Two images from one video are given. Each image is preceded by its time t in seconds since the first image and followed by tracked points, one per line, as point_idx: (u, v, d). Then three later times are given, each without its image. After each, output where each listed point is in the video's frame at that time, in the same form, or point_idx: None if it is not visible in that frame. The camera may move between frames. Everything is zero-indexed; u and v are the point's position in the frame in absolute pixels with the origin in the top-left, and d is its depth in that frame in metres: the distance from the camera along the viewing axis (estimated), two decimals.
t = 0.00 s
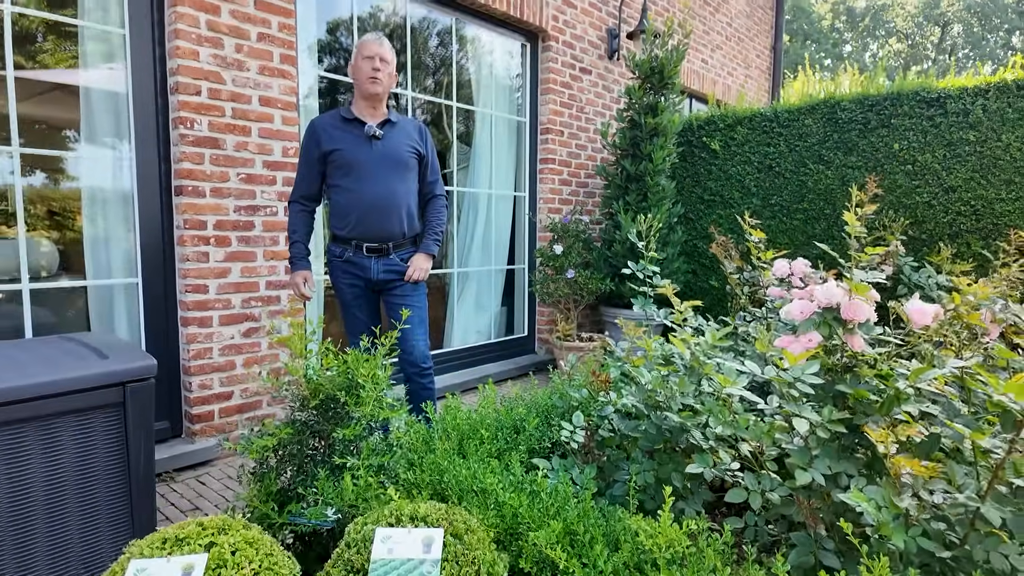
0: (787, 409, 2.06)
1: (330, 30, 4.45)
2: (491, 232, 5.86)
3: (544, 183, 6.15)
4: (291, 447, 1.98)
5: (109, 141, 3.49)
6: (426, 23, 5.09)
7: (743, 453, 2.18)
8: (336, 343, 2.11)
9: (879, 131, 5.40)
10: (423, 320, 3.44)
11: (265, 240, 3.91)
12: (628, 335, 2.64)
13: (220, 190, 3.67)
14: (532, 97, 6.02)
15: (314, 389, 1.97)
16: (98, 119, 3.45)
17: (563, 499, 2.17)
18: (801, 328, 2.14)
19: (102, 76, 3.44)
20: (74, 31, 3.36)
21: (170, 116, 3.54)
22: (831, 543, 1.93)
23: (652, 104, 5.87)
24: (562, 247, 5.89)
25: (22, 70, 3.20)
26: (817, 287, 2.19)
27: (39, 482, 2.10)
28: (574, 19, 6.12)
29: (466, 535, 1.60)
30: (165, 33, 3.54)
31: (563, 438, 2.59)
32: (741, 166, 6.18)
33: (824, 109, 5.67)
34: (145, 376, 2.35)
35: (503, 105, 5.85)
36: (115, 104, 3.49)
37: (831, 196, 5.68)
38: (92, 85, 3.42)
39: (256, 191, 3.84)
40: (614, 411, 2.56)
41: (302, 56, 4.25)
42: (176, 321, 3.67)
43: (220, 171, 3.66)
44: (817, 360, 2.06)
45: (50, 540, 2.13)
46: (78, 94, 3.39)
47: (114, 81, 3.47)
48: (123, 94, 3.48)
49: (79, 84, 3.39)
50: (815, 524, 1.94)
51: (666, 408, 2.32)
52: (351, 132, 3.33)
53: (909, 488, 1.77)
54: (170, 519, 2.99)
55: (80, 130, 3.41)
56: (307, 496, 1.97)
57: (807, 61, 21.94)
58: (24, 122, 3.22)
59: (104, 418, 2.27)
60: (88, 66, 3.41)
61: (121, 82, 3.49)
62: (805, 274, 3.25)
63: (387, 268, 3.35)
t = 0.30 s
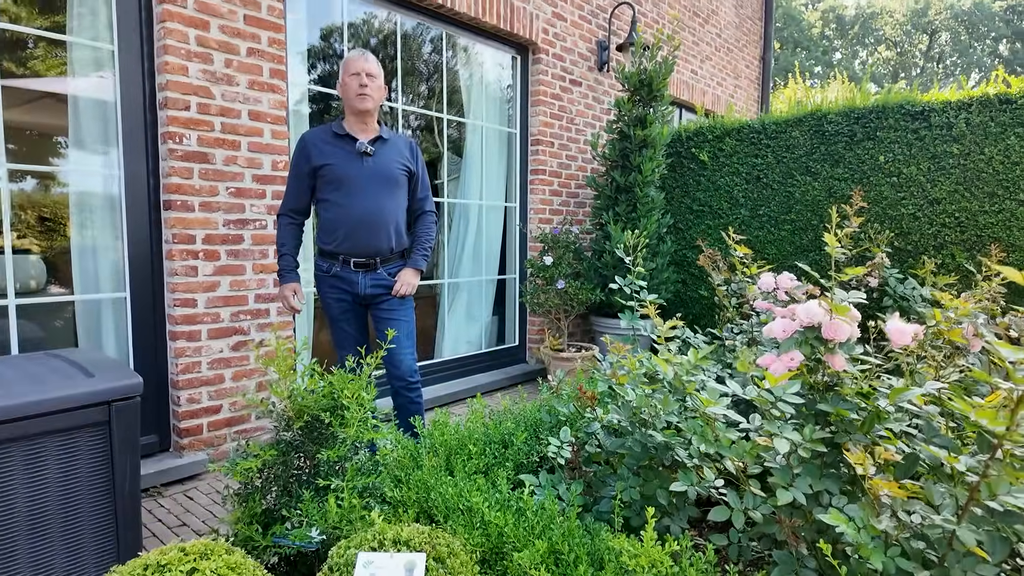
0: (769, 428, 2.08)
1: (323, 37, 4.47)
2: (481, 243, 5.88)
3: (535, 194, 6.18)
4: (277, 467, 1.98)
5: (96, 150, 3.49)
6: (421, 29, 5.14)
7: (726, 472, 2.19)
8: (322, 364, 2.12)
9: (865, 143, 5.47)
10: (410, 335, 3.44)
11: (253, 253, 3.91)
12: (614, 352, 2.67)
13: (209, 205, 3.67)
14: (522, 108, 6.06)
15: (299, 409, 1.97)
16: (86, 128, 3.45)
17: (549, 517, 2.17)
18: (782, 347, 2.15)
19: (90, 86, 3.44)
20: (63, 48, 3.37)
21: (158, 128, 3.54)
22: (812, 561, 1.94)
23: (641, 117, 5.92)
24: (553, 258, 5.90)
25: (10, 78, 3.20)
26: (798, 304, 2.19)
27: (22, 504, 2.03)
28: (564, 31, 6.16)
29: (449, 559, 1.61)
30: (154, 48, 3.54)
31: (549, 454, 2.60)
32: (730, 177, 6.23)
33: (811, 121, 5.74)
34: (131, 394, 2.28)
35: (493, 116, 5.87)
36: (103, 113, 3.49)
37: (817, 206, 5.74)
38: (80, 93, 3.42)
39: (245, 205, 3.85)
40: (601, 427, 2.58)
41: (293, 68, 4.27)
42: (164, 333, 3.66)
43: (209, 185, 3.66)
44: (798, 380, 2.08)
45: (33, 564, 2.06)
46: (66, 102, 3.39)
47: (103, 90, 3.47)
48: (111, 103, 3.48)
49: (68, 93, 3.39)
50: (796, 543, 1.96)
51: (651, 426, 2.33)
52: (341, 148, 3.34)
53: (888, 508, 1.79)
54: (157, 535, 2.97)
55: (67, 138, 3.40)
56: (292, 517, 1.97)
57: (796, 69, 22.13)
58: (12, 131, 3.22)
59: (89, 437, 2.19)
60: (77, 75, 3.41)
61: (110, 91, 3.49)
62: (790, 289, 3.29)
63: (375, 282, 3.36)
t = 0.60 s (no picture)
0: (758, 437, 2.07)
1: (321, 41, 4.47)
2: (475, 248, 5.86)
3: (528, 199, 6.17)
4: (261, 476, 1.95)
5: (86, 155, 3.46)
6: (417, 34, 5.14)
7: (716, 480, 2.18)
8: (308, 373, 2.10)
9: (858, 148, 5.48)
10: (400, 340, 3.42)
11: (244, 258, 3.88)
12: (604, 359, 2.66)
13: (199, 210, 3.65)
14: (516, 113, 6.05)
15: (284, 418, 1.95)
16: (74, 133, 3.42)
17: (538, 526, 2.15)
18: (772, 354, 2.13)
19: (79, 89, 3.42)
20: (52, 52, 3.35)
21: (148, 133, 3.52)
22: (802, 571, 1.93)
23: (634, 122, 5.93)
24: (546, 263, 5.84)
25: None
26: (788, 311, 2.17)
27: (3, 514, 1.99)
28: (558, 37, 6.17)
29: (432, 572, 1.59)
30: (143, 52, 3.52)
31: (539, 462, 2.58)
32: (724, 183, 6.24)
33: (804, 126, 5.74)
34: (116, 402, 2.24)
35: (487, 121, 5.87)
36: (91, 117, 3.46)
37: (809, 212, 5.75)
38: (68, 97, 3.39)
39: (235, 210, 3.82)
40: (591, 434, 2.56)
41: (286, 74, 4.27)
42: (154, 340, 3.63)
43: (199, 191, 3.64)
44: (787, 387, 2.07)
45: None
46: (54, 107, 3.36)
47: (91, 94, 3.45)
48: (100, 107, 3.45)
49: (56, 97, 3.36)
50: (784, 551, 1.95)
51: (640, 433, 2.32)
52: (333, 153, 3.32)
53: (879, 518, 1.77)
54: (143, 544, 2.93)
55: (56, 144, 3.38)
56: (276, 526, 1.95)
57: (791, 74, 22.21)
58: None
59: (73, 445, 2.15)
60: (65, 79, 3.39)
61: (98, 95, 3.46)
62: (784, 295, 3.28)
63: (365, 288, 3.34)
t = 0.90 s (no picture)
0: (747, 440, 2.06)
1: (313, 43, 4.46)
2: (469, 251, 5.84)
3: (523, 201, 6.16)
4: (245, 482, 1.93)
5: (74, 157, 3.44)
6: (414, 37, 5.16)
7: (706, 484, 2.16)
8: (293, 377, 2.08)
9: (852, 151, 5.47)
10: (391, 343, 3.40)
11: (234, 261, 3.86)
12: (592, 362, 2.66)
13: (188, 212, 3.63)
14: (510, 115, 6.05)
15: (268, 422, 1.93)
16: (62, 134, 3.40)
17: (526, 531, 2.13)
18: (762, 358, 2.12)
19: (67, 91, 3.40)
20: (39, 53, 3.32)
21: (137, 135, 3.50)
22: None
23: (628, 125, 5.93)
24: (540, 265, 5.83)
25: None
26: (777, 314, 2.15)
27: None
28: (552, 39, 6.17)
29: None
30: (133, 54, 3.50)
31: (529, 466, 2.56)
32: (718, 185, 6.23)
33: (798, 129, 5.74)
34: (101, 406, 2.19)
35: (482, 124, 5.86)
36: (80, 118, 3.44)
37: (803, 215, 5.76)
38: (56, 99, 3.37)
39: (225, 212, 3.80)
40: (581, 438, 2.54)
41: (277, 76, 4.25)
42: (143, 343, 3.60)
43: (189, 193, 3.62)
44: (777, 391, 2.05)
45: None
46: (42, 108, 3.34)
47: (80, 96, 3.42)
48: (88, 109, 3.43)
49: (44, 98, 3.34)
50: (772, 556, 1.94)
51: (630, 437, 2.30)
52: (324, 156, 3.31)
53: (867, 523, 1.76)
54: (129, 550, 2.90)
55: (44, 146, 3.35)
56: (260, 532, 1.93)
57: (787, 77, 22.27)
58: None
59: (56, 451, 2.10)
60: (53, 80, 3.37)
61: (87, 96, 3.44)
62: (777, 298, 3.27)
63: (356, 291, 3.32)
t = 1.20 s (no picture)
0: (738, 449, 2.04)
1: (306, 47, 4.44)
2: (463, 254, 5.83)
3: (517, 205, 6.14)
4: (230, 491, 1.91)
5: (63, 161, 3.41)
6: (409, 40, 5.15)
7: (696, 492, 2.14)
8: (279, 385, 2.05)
9: (846, 155, 5.47)
10: (383, 348, 3.38)
11: (225, 265, 3.84)
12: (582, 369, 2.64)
13: (178, 217, 3.60)
14: (505, 119, 6.03)
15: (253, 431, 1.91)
16: (51, 137, 3.38)
17: (516, 540, 2.11)
18: (752, 364, 2.10)
19: (56, 94, 3.37)
20: (28, 56, 3.30)
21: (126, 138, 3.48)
22: None
23: (623, 128, 5.92)
24: (534, 269, 5.81)
25: None
26: (768, 321, 2.13)
27: None
28: (547, 42, 6.16)
29: None
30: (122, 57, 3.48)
31: (519, 474, 2.54)
32: (713, 189, 6.23)
33: (792, 132, 5.74)
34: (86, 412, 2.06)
35: (476, 127, 5.85)
36: (69, 121, 3.42)
37: (798, 218, 5.76)
38: (45, 102, 3.35)
39: (216, 217, 3.78)
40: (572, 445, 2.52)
41: (270, 79, 4.23)
42: (132, 348, 3.58)
43: (179, 198, 3.60)
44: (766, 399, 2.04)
45: None
46: (30, 111, 3.32)
47: (69, 99, 3.40)
48: (77, 112, 3.41)
49: (32, 101, 3.32)
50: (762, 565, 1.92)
51: (620, 445, 2.28)
52: (316, 160, 3.29)
53: (856, 533, 1.74)
54: (117, 558, 2.87)
55: (32, 149, 3.33)
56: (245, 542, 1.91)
57: (783, 80, 22.30)
58: None
59: (39, 460, 1.98)
60: (42, 84, 3.35)
61: (76, 100, 3.42)
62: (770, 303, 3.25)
63: (348, 296, 3.30)
